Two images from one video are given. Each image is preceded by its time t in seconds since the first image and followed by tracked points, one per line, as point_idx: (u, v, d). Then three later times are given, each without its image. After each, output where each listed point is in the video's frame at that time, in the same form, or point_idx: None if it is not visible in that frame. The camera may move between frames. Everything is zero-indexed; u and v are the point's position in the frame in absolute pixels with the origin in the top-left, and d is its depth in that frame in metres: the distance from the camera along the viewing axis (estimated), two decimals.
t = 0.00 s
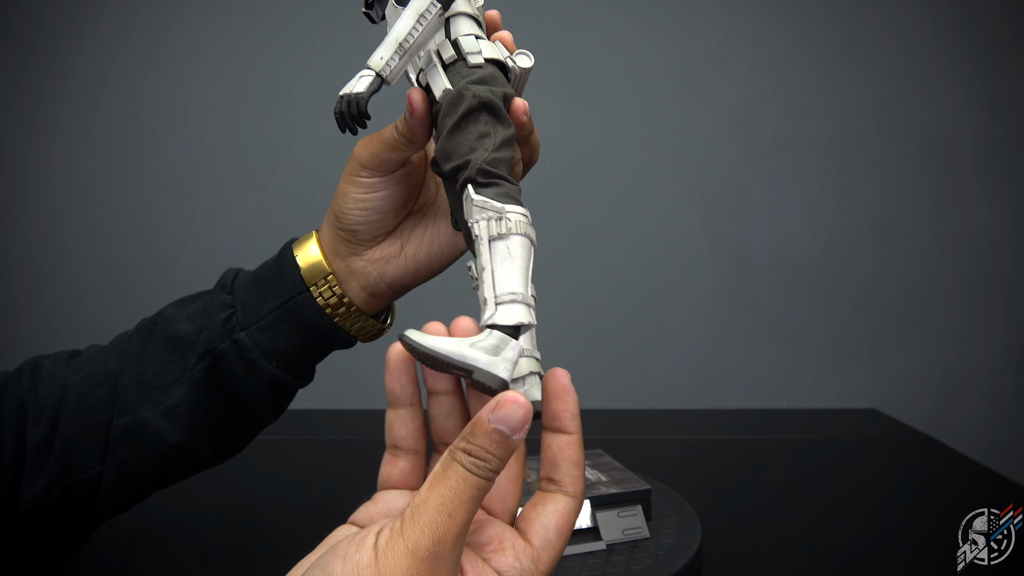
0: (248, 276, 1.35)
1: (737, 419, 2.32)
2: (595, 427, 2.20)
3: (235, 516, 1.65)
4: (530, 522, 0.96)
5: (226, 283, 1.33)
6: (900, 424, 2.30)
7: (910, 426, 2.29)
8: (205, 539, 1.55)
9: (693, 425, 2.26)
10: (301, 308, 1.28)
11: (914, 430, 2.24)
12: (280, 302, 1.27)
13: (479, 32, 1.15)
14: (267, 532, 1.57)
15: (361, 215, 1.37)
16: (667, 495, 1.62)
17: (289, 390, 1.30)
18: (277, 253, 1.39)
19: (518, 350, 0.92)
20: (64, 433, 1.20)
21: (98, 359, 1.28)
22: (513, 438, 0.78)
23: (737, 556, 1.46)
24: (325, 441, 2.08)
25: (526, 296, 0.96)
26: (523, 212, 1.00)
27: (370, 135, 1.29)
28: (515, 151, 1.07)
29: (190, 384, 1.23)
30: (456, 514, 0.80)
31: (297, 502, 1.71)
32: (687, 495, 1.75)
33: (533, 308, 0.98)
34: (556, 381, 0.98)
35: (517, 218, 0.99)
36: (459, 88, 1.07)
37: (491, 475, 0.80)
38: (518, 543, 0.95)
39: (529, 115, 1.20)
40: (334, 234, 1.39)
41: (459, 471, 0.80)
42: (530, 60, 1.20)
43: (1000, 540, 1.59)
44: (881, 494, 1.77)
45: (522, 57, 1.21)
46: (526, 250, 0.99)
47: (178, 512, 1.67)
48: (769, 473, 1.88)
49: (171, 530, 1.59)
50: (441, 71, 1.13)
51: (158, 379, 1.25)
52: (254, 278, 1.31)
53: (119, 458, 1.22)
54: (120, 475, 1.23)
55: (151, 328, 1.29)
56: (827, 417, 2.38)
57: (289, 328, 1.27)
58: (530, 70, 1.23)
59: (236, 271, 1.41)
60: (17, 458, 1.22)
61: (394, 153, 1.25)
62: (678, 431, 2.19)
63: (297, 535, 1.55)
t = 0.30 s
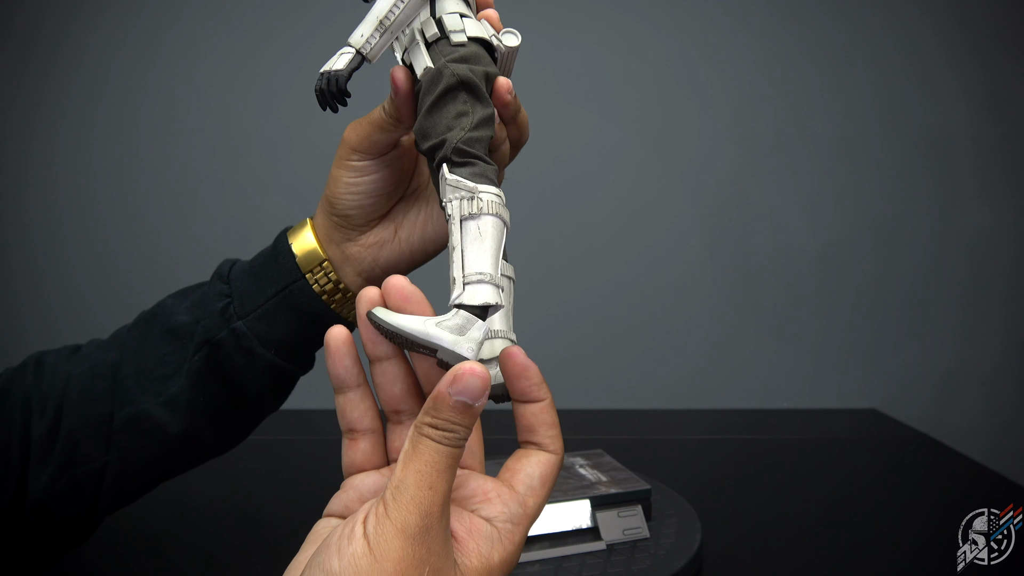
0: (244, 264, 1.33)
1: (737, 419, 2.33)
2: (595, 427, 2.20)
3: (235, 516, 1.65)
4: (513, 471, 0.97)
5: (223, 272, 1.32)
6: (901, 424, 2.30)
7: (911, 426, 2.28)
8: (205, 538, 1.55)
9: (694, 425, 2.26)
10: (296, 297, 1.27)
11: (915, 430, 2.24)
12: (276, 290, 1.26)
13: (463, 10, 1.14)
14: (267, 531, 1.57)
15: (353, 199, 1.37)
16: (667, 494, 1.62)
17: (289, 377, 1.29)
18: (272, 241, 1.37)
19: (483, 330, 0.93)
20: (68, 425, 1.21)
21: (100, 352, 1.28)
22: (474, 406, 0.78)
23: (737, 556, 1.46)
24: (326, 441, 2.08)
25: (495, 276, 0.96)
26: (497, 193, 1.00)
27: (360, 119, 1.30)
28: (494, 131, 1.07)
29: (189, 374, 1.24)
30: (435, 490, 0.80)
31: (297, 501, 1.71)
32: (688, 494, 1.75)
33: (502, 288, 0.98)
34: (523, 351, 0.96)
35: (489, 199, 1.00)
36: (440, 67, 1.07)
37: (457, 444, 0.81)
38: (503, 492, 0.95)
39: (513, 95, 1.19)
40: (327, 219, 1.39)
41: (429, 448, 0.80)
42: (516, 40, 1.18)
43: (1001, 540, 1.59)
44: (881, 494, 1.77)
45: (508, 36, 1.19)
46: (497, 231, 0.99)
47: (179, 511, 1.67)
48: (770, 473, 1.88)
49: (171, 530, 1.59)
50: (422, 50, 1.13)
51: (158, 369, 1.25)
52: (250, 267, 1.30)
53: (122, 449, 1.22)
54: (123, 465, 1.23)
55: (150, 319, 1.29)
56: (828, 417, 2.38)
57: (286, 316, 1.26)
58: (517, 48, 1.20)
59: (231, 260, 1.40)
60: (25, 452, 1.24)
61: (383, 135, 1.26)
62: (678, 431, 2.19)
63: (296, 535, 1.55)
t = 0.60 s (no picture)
0: (247, 259, 1.33)
1: (737, 419, 2.33)
2: (595, 427, 2.20)
3: (236, 516, 1.65)
4: (551, 468, 1.02)
5: (226, 268, 1.32)
6: (900, 424, 2.30)
7: (911, 426, 2.28)
8: (206, 537, 1.55)
9: (694, 425, 2.25)
10: (301, 292, 1.27)
11: (914, 430, 2.24)
12: (279, 285, 1.26)
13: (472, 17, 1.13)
14: (267, 531, 1.57)
15: (356, 197, 1.36)
16: (667, 494, 1.62)
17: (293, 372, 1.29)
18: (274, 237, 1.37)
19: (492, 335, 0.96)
20: (74, 419, 1.21)
21: (103, 347, 1.28)
22: (523, 398, 0.82)
23: (737, 556, 1.46)
24: (326, 441, 2.08)
25: (491, 294, 0.98)
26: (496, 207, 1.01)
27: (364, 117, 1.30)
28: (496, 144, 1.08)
29: (194, 369, 1.23)
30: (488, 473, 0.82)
31: (298, 501, 1.71)
32: (688, 494, 1.75)
33: (498, 305, 0.99)
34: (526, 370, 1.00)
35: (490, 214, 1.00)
36: (446, 77, 1.07)
37: (505, 429, 0.84)
38: (544, 480, 0.99)
39: (514, 107, 1.18)
40: (330, 216, 1.38)
41: (480, 434, 0.83)
42: (523, 50, 1.19)
43: (1000, 540, 1.59)
44: (882, 494, 1.77)
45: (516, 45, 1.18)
46: (495, 248, 1.00)
47: (179, 511, 1.67)
48: (770, 473, 1.88)
49: (171, 530, 1.58)
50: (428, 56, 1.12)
51: (163, 364, 1.25)
52: (253, 262, 1.30)
53: (128, 443, 1.23)
54: (130, 458, 1.24)
55: (154, 314, 1.28)
56: (827, 417, 2.38)
57: (290, 311, 1.26)
58: (522, 58, 1.20)
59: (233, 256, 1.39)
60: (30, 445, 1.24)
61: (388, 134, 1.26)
62: (678, 431, 2.19)
63: (296, 535, 1.55)
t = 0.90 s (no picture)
0: (249, 251, 1.32)
1: (737, 419, 2.33)
2: (594, 427, 2.20)
3: (236, 515, 1.64)
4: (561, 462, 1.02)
5: (228, 259, 1.31)
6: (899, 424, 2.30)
7: (909, 426, 2.29)
8: (206, 537, 1.55)
9: (693, 425, 2.25)
10: (305, 284, 1.28)
11: (913, 430, 2.24)
12: (282, 277, 1.26)
13: (482, 25, 1.12)
14: (268, 531, 1.57)
15: (360, 193, 1.36)
16: (667, 494, 1.62)
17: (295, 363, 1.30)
18: (276, 228, 1.36)
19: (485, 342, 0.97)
20: (79, 411, 1.21)
21: (106, 339, 1.27)
22: (530, 392, 0.82)
23: (737, 556, 1.46)
24: (326, 440, 2.08)
25: (482, 305, 0.99)
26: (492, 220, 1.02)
27: (369, 114, 1.29)
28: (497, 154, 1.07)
29: (199, 360, 1.23)
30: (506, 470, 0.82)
31: (298, 500, 1.71)
32: (688, 495, 1.75)
33: (488, 317, 1.01)
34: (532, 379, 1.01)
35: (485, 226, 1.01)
36: (451, 86, 1.07)
37: (517, 425, 0.84)
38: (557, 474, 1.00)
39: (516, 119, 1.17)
40: (333, 211, 1.38)
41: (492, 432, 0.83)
42: (530, 60, 1.16)
43: (1000, 540, 1.58)
44: (881, 494, 1.77)
45: (524, 56, 1.17)
46: (488, 260, 1.01)
47: (179, 511, 1.67)
48: (770, 473, 1.88)
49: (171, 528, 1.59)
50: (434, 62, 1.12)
51: (167, 355, 1.25)
52: (255, 254, 1.29)
53: (134, 433, 1.24)
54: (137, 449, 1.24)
55: (158, 306, 1.28)
56: (827, 417, 2.38)
57: (293, 303, 1.27)
58: (531, 67, 1.19)
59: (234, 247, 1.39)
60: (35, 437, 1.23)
61: (394, 134, 1.25)
62: (677, 431, 2.19)
63: (297, 535, 1.55)
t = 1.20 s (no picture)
0: (246, 246, 1.33)
1: (737, 418, 2.33)
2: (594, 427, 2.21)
3: (237, 515, 1.64)
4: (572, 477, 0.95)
5: (225, 255, 1.32)
6: (899, 424, 2.30)
7: (909, 427, 2.29)
8: (206, 536, 1.55)
9: (693, 425, 2.26)
10: (301, 278, 1.28)
11: (913, 430, 2.25)
12: (279, 272, 1.26)
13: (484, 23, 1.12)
14: (268, 530, 1.57)
15: (356, 187, 1.36)
16: (667, 494, 1.62)
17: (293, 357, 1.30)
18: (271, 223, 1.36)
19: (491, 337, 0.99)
20: (78, 407, 1.21)
21: (104, 336, 1.27)
22: (548, 411, 0.80)
23: (737, 556, 1.46)
24: (325, 440, 2.08)
25: (488, 300, 1.00)
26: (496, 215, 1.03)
27: (368, 109, 1.28)
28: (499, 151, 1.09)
29: (198, 355, 1.24)
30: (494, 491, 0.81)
31: (299, 500, 1.71)
32: (688, 494, 1.75)
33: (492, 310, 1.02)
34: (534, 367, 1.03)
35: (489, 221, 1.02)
36: (454, 85, 1.06)
37: (528, 441, 0.81)
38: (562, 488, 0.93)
39: (517, 114, 1.16)
40: (330, 204, 1.38)
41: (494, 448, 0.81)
42: (528, 57, 1.17)
43: (1000, 540, 1.58)
44: (882, 494, 1.77)
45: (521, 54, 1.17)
46: (494, 256, 1.01)
47: (180, 510, 1.67)
48: (771, 473, 1.88)
49: (170, 527, 1.59)
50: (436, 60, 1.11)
51: (165, 350, 1.25)
52: (251, 249, 1.30)
53: (134, 429, 1.23)
54: (136, 444, 1.24)
55: (155, 301, 1.28)
56: (827, 417, 2.38)
57: (291, 297, 1.27)
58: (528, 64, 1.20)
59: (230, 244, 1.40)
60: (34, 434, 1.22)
61: (392, 130, 1.25)
62: (677, 431, 2.19)
63: (297, 535, 1.55)
